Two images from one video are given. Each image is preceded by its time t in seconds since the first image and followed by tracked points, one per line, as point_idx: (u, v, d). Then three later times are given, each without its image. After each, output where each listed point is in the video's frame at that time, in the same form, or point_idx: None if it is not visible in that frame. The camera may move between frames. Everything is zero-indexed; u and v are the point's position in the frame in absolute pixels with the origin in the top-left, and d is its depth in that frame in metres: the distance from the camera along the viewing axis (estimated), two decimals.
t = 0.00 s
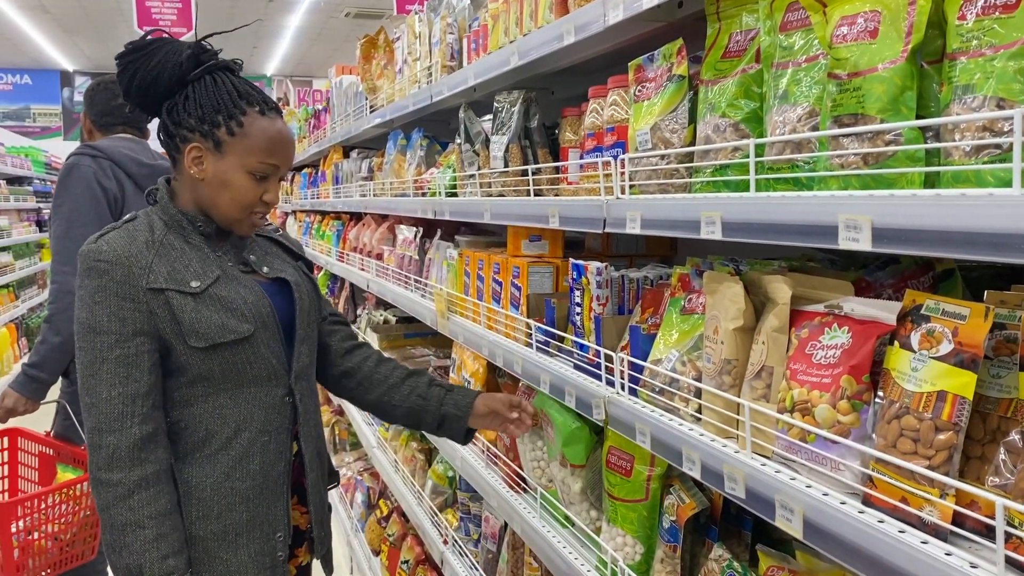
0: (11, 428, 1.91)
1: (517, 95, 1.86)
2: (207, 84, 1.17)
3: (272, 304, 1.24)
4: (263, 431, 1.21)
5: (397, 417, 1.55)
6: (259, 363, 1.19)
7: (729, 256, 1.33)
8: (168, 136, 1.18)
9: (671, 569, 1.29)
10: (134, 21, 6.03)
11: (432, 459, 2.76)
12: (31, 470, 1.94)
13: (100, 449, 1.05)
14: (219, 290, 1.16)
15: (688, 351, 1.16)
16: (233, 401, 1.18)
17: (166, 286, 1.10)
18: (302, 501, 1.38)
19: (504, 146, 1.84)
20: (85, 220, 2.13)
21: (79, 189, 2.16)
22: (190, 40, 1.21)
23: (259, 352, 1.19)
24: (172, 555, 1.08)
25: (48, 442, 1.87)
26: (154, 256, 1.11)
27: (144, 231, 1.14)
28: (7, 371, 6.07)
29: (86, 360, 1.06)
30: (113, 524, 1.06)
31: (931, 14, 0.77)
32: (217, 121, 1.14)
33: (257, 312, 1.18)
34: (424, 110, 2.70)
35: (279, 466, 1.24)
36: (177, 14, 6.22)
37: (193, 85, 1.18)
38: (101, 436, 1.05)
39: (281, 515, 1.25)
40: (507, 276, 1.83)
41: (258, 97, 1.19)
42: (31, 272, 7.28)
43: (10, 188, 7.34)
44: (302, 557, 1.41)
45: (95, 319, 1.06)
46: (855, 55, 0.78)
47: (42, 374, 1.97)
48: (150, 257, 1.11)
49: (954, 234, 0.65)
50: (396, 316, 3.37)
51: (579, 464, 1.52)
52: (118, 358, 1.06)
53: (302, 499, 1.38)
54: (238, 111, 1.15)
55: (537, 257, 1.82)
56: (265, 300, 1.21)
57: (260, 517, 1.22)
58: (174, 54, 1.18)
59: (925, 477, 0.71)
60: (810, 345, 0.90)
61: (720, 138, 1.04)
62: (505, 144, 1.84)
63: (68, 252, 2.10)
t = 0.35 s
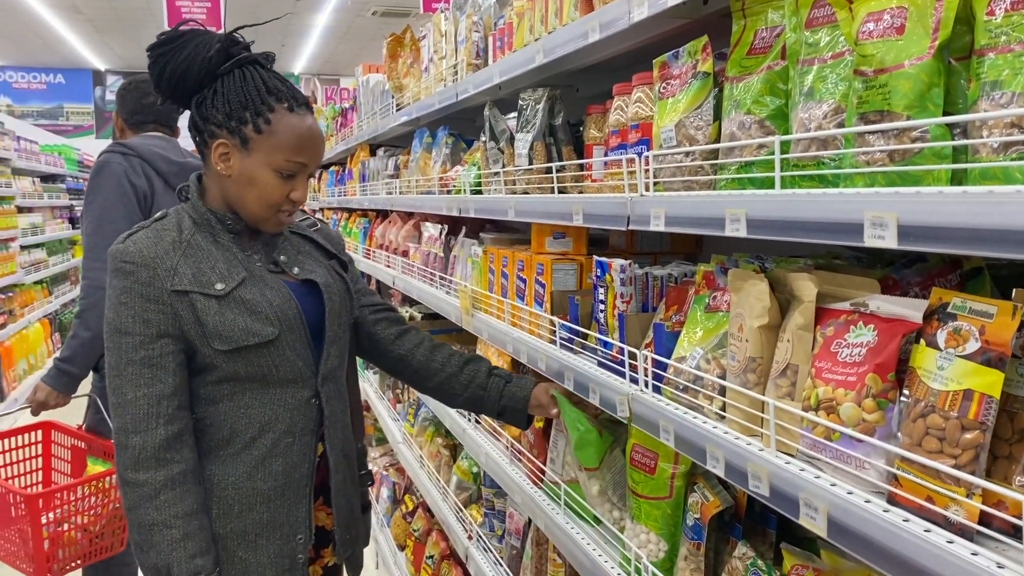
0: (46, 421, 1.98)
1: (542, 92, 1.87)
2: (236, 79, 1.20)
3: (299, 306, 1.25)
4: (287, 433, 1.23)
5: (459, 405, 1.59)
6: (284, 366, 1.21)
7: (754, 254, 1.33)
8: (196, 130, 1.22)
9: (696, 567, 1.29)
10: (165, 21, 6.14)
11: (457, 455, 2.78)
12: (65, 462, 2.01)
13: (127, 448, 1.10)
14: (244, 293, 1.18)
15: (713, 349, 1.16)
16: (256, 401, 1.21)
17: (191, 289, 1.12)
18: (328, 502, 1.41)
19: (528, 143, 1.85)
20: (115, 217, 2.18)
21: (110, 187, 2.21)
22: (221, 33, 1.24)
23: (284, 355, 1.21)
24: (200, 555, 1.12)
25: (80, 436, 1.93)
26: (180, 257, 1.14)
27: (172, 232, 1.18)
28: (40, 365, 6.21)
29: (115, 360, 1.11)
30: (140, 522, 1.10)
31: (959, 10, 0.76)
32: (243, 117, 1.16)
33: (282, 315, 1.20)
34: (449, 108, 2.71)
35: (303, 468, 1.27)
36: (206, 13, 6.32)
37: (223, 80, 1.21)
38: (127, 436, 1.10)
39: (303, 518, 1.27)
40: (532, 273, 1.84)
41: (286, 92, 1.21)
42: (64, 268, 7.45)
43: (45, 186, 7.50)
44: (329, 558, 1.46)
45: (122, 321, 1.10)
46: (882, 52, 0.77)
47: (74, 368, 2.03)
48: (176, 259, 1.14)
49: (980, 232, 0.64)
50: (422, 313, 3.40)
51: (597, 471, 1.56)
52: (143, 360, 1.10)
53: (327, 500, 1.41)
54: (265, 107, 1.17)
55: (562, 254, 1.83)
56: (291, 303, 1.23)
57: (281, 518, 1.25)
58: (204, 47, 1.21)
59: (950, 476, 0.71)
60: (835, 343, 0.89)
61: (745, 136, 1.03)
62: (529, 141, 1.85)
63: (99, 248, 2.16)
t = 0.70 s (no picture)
0: (91, 411, 2.06)
1: (577, 83, 1.87)
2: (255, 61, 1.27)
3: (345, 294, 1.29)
4: (330, 422, 1.27)
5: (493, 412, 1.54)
6: (331, 354, 1.25)
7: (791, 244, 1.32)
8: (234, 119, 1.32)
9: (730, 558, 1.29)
10: (207, 20, 6.27)
11: (492, 447, 2.81)
12: (111, 450, 2.08)
13: (175, 432, 1.14)
14: (293, 279, 1.22)
15: (748, 338, 1.16)
16: (302, 388, 1.25)
17: (241, 274, 1.16)
18: (367, 496, 1.45)
19: (563, 134, 1.86)
20: (160, 210, 2.25)
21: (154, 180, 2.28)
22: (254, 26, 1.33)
23: (331, 343, 1.25)
24: (243, 542, 1.16)
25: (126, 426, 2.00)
26: (230, 244, 1.18)
27: (223, 217, 1.22)
28: (85, 356, 6.41)
29: (165, 343, 1.14)
30: (186, 506, 1.14)
31: None
32: (254, 94, 1.23)
33: (329, 303, 1.24)
34: (484, 102, 2.73)
35: (344, 458, 1.30)
36: (246, 11, 6.44)
37: (247, 66, 1.29)
38: (176, 421, 1.14)
39: (342, 509, 1.31)
40: (566, 264, 1.85)
41: (292, 64, 1.23)
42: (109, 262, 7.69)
43: (91, 182, 7.71)
44: (367, 552, 1.48)
45: (173, 305, 1.14)
46: (920, 33, 0.77)
47: (119, 359, 2.11)
48: (226, 245, 1.18)
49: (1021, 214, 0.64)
50: (457, 306, 3.43)
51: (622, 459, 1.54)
52: (193, 343, 1.13)
53: (367, 495, 1.45)
54: (269, 81, 1.22)
55: (596, 246, 1.83)
56: (339, 292, 1.27)
57: (322, 509, 1.28)
58: (237, 40, 1.32)
59: (990, 462, 0.70)
60: (871, 329, 0.89)
61: (781, 122, 1.03)
62: (564, 133, 1.85)
63: (144, 240, 2.23)
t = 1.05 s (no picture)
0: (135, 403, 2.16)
1: (603, 82, 1.90)
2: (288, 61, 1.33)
3: (380, 292, 1.35)
4: (363, 416, 1.33)
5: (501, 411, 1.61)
6: (366, 349, 1.31)
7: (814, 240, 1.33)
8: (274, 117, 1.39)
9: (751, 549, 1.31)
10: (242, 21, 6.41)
11: (520, 441, 2.85)
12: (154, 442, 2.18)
13: (216, 423, 1.20)
14: (331, 274, 1.28)
15: (768, 333, 1.18)
16: (338, 381, 1.30)
17: (282, 268, 1.22)
18: (396, 491, 1.50)
19: (589, 132, 1.89)
20: (201, 207, 2.34)
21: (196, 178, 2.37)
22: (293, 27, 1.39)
23: (366, 338, 1.30)
24: (280, 532, 1.22)
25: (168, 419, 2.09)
26: (270, 240, 1.24)
27: (265, 212, 1.28)
28: (124, 350, 6.61)
29: (208, 335, 1.20)
30: (226, 495, 1.20)
31: None
32: (285, 92, 1.29)
33: (364, 299, 1.30)
34: (513, 100, 2.77)
35: (375, 453, 1.36)
36: (281, 11, 6.57)
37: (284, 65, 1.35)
38: (217, 412, 1.20)
39: (372, 503, 1.37)
40: (592, 260, 1.88)
41: (320, 60, 1.28)
42: (147, 258, 7.91)
43: (132, 180, 7.93)
44: (394, 547, 1.53)
45: (216, 298, 1.20)
46: (932, 34, 0.78)
47: (162, 351, 2.20)
48: (266, 241, 1.23)
49: None
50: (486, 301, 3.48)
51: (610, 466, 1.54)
52: (234, 335, 1.19)
53: (396, 490, 1.50)
54: (298, 78, 1.27)
55: (621, 242, 1.86)
56: (374, 288, 1.33)
57: (352, 502, 1.34)
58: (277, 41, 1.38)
59: (996, 452, 0.72)
60: (885, 323, 0.91)
61: (799, 119, 1.05)
62: (590, 130, 1.88)
63: (186, 236, 2.32)
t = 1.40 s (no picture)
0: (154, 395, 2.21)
1: (616, 78, 1.90)
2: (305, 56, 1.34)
3: (395, 286, 1.37)
4: (378, 411, 1.35)
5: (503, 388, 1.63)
6: (382, 344, 1.33)
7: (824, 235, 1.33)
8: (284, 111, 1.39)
9: (759, 543, 1.32)
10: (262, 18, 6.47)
11: (534, 435, 2.87)
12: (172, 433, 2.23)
13: (234, 419, 1.22)
14: (346, 269, 1.30)
15: (776, 327, 1.18)
16: (354, 376, 1.33)
17: (298, 264, 1.25)
18: (410, 485, 1.53)
19: (602, 127, 1.90)
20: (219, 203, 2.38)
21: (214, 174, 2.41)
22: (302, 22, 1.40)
23: (382, 332, 1.33)
24: (299, 528, 1.25)
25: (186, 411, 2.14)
26: (286, 236, 1.26)
27: (278, 207, 1.30)
28: (146, 344, 6.73)
29: (225, 331, 1.22)
30: (246, 492, 1.22)
31: None
32: (306, 87, 1.30)
33: (380, 293, 1.32)
34: (528, 96, 2.78)
35: (390, 447, 1.39)
36: (301, 9, 6.62)
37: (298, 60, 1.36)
38: (235, 408, 1.22)
39: (388, 497, 1.40)
40: (604, 255, 1.89)
41: (343, 57, 1.31)
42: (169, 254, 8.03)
43: (154, 176, 8.05)
44: (406, 540, 1.55)
45: (233, 293, 1.22)
46: (936, 29, 0.79)
47: (180, 345, 2.25)
48: (282, 237, 1.26)
49: None
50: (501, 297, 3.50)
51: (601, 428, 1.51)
52: (251, 331, 1.21)
53: (409, 484, 1.53)
54: (321, 74, 1.29)
55: (633, 237, 1.87)
56: (389, 283, 1.35)
57: (367, 496, 1.37)
58: (287, 35, 1.39)
59: (998, 445, 0.72)
60: (891, 317, 0.91)
61: (807, 114, 1.05)
62: (603, 126, 1.89)
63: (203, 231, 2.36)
